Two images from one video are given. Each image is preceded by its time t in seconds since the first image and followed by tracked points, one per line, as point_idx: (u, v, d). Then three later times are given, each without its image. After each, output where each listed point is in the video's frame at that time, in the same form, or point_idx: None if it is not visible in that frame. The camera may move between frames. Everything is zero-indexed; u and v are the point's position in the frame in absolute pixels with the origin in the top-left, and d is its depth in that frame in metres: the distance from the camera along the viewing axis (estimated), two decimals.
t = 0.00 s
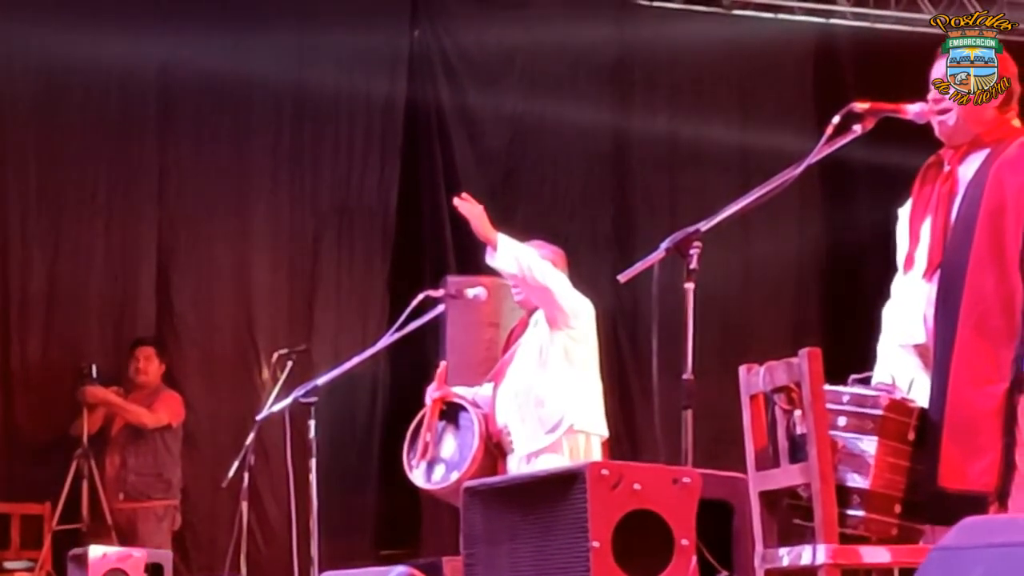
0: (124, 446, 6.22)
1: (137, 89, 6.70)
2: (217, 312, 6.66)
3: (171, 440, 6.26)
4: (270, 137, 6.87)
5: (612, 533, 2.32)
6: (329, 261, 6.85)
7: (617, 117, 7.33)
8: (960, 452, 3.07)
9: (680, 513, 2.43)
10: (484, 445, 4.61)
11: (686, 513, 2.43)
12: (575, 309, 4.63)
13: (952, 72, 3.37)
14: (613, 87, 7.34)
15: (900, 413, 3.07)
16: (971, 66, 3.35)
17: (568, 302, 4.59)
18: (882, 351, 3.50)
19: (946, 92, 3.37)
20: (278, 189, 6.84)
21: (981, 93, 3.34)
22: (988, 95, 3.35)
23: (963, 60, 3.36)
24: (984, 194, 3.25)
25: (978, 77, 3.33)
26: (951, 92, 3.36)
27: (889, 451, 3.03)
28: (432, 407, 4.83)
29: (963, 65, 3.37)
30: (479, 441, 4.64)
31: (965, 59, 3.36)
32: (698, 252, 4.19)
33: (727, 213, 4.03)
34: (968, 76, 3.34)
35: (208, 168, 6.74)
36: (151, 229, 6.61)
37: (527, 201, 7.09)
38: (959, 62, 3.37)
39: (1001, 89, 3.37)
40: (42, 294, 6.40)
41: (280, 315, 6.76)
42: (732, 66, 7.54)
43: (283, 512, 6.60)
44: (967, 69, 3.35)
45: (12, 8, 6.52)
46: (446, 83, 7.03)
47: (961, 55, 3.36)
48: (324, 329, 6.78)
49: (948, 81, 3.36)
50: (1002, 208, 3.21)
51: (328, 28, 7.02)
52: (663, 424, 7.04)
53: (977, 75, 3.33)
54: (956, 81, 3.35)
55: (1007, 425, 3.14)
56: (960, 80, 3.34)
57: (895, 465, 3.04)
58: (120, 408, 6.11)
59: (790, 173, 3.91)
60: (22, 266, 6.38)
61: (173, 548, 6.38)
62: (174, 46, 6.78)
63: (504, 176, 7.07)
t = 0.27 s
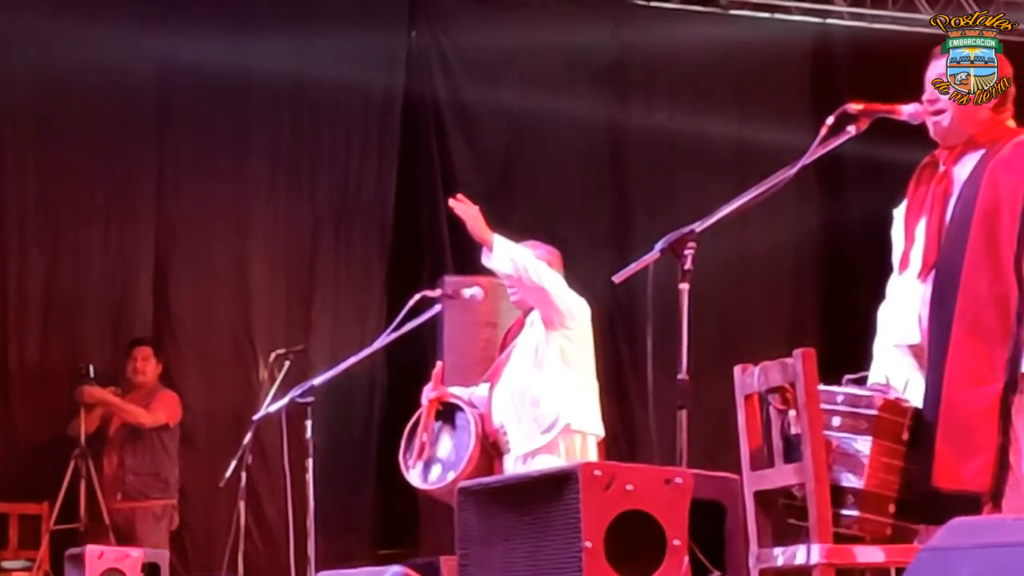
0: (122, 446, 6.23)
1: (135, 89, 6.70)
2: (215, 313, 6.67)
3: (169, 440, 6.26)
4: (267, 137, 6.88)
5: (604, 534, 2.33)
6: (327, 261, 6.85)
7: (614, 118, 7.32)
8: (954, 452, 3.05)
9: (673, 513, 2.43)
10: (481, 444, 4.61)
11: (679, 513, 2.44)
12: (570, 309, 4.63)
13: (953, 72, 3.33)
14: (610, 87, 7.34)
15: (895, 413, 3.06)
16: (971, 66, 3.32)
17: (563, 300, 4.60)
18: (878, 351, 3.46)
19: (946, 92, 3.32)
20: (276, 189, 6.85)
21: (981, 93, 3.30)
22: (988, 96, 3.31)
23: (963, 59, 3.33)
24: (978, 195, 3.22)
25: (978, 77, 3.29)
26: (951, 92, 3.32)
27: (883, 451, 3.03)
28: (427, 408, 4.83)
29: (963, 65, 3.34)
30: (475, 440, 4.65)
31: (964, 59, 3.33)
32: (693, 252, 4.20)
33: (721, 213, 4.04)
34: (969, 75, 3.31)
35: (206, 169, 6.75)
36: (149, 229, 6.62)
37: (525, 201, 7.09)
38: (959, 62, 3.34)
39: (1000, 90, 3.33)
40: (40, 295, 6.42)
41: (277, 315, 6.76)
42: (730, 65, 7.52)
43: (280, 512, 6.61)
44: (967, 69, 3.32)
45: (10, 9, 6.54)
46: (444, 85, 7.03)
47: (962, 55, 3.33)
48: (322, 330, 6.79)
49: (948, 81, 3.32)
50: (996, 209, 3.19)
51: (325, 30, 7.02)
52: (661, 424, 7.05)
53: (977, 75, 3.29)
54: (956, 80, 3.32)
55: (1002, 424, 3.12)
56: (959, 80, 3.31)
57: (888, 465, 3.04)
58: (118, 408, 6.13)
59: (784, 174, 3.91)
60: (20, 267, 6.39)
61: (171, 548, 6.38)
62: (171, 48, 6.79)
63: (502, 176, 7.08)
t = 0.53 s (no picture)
0: (119, 446, 6.22)
1: (134, 88, 6.70)
2: (213, 311, 6.67)
3: (167, 438, 6.26)
4: (266, 136, 6.88)
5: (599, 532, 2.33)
6: (325, 260, 6.85)
7: (613, 117, 7.30)
8: (951, 450, 3.05)
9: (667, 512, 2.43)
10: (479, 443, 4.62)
11: (674, 512, 2.44)
12: (567, 307, 4.64)
13: (953, 72, 3.32)
14: (609, 85, 7.31)
15: (891, 412, 3.06)
16: (971, 66, 3.31)
17: (561, 298, 4.61)
18: (876, 350, 3.45)
19: (947, 92, 3.30)
20: (274, 188, 6.85)
21: (981, 93, 3.30)
22: (988, 96, 3.30)
23: (962, 59, 3.32)
24: (977, 193, 3.22)
25: (978, 77, 3.29)
26: (951, 92, 3.30)
27: (880, 450, 3.03)
28: (426, 407, 4.84)
29: (962, 65, 3.33)
30: (474, 439, 4.64)
31: (964, 59, 3.33)
32: (689, 251, 4.20)
33: (718, 212, 4.03)
34: (969, 75, 3.30)
35: (204, 167, 6.76)
36: (147, 228, 6.62)
37: (523, 200, 7.08)
38: (958, 62, 3.33)
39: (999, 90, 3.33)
40: (38, 294, 6.41)
41: (275, 314, 6.76)
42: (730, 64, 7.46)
43: (278, 510, 6.61)
44: (967, 69, 3.31)
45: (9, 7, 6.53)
46: (443, 86, 7.03)
47: (961, 55, 3.32)
48: (320, 328, 6.80)
49: (948, 81, 3.31)
50: (994, 208, 3.18)
51: (323, 29, 7.02)
52: (659, 423, 7.05)
53: (977, 75, 3.29)
54: (956, 80, 3.30)
55: (999, 423, 3.11)
56: (960, 80, 3.29)
57: (886, 464, 3.04)
58: (117, 406, 6.13)
59: (782, 173, 3.91)
60: (18, 265, 6.39)
61: (168, 547, 6.38)
62: (169, 47, 6.79)
63: (500, 176, 7.07)
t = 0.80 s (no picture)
0: (117, 444, 6.21)
1: (132, 85, 6.70)
2: (211, 309, 6.67)
3: (164, 436, 6.25)
4: (263, 133, 6.87)
5: (596, 529, 2.32)
6: (323, 259, 6.85)
7: (611, 116, 7.29)
8: (948, 448, 3.05)
9: (664, 509, 2.43)
10: (476, 441, 4.66)
11: (671, 509, 2.43)
12: (564, 304, 4.63)
13: (952, 72, 3.29)
14: (607, 83, 7.31)
15: (888, 409, 3.05)
16: (971, 66, 3.28)
17: (558, 295, 4.61)
18: (872, 348, 3.42)
19: (947, 92, 3.28)
20: (272, 185, 6.85)
21: (981, 93, 3.28)
22: (987, 96, 3.29)
23: (963, 59, 3.28)
24: (975, 191, 3.20)
25: (978, 78, 3.26)
26: (951, 92, 3.28)
27: (877, 447, 3.02)
28: (424, 404, 4.89)
29: (962, 65, 3.29)
30: (470, 437, 4.68)
31: (964, 59, 3.28)
32: (687, 248, 4.20)
33: (715, 210, 4.03)
34: (969, 76, 3.27)
35: (202, 165, 6.75)
36: (145, 225, 6.62)
37: (520, 199, 7.07)
38: (958, 61, 3.29)
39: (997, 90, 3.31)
40: (36, 292, 6.41)
41: (273, 312, 6.76)
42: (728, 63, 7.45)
43: (277, 509, 6.60)
44: (967, 69, 3.28)
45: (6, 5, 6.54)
46: (441, 86, 7.03)
47: (961, 55, 3.27)
48: (317, 327, 6.79)
49: (948, 82, 3.27)
50: (993, 205, 3.17)
51: (321, 29, 7.03)
52: (656, 421, 7.05)
53: (977, 75, 3.26)
54: (956, 81, 3.28)
55: (996, 420, 3.10)
56: (960, 80, 3.27)
57: (883, 461, 3.03)
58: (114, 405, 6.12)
59: (780, 170, 3.91)
60: (16, 263, 6.39)
61: (166, 545, 6.40)
62: (167, 46, 6.79)
63: (497, 174, 7.06)
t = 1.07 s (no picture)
0: (116, 441, 6.21)
1: (131, 82, 6.68)
2: (209, 306, 6.67)
3: (163, 434, 6.24)
4: (263, 131, 6.86)
5: (597, 526, 2.31)
6: (322, 256, 6.83)
7: (612, 118, 7.28)
8: (948, 447, 3.01)
9: (666, 506, 2.41)
10: (475, 440, 4.70)
11: (673, 507, 2.42)
12: (564, 302, 4.62)
13: (952, 72, 3.24)
14: (607, 81, 7.29)
15: (889, 406, 3.01)
16: (971, 66, 3.23)
17: (557, 292, 4.59)
18: (873, 345, 3.38)
19: (947, 92, 3.24)
20: (272, 183, 6.83)
21: (981, 92, 3.25)
22: (987, 96, 3.26)
23: (962, 59, 3.23)
24: (975, 189, 3.17)
25: (979, 78, 3.23)
26: (951, 92, 3.24)
27: (878, 445, 2.99)
28: (423, 401, 4.93)
29: (963, 65, 3.25)
30: (470, 434, 4.72)
31: (964, 59, 3.24)
32: (688, 245, 4.19)
33: (714, 207, 4.02)
34: (969, 76, 3.24)
35: (201, 162, 6.74)
36: (144, 222, 6.61)
37: (520, 197, 7.06)
38: (958, 61, 3.25)
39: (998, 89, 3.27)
40: (34, 290, 6.40)
41: (272, 309, 6.75)
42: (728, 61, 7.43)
43: (276, 507, 6.59)
44: (967, 69, 3.24)
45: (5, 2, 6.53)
46: (441, 85, 7.02)
47: (962, 55, 3.23)
48: (317, 325, 6.78)
49: (948, 82, 3.23)
50: (993, 204, 3.14)
51: (320, 27, 7.01)
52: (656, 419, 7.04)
53: (977, 75, 3.23)
54: (956, 81, 3.24)
55: (996, 418, 3.08)
56: (960, 80, 3.23)
57: (884, 459, 2.99)
58: (114, 403, 6.12)
59: (780, 167, 3.90)
60: (15, 260, 6.39)
61: (165, 543, 6.39)
62: (166, 44, 6.77)
63: (497, 172, 7.04)
